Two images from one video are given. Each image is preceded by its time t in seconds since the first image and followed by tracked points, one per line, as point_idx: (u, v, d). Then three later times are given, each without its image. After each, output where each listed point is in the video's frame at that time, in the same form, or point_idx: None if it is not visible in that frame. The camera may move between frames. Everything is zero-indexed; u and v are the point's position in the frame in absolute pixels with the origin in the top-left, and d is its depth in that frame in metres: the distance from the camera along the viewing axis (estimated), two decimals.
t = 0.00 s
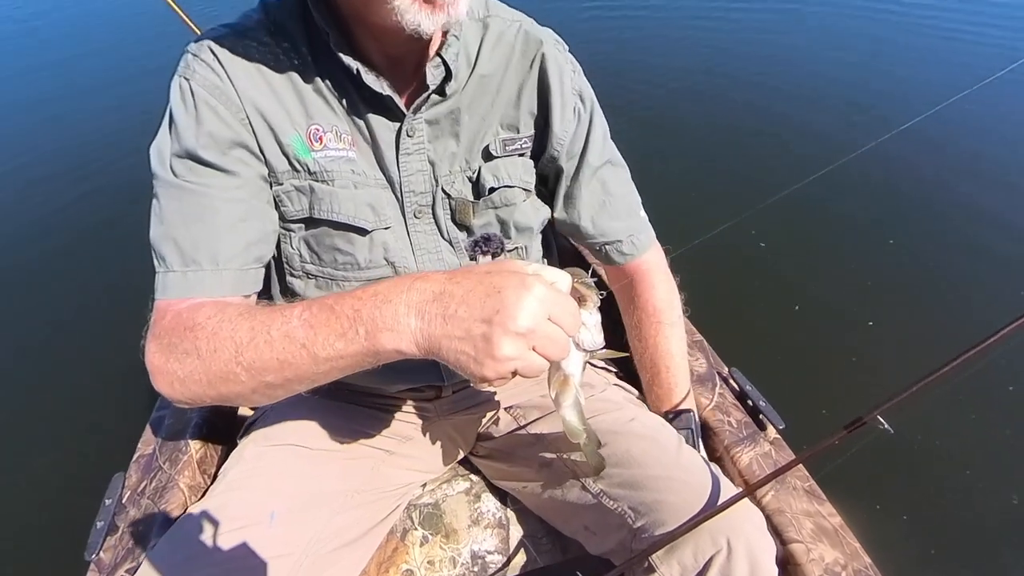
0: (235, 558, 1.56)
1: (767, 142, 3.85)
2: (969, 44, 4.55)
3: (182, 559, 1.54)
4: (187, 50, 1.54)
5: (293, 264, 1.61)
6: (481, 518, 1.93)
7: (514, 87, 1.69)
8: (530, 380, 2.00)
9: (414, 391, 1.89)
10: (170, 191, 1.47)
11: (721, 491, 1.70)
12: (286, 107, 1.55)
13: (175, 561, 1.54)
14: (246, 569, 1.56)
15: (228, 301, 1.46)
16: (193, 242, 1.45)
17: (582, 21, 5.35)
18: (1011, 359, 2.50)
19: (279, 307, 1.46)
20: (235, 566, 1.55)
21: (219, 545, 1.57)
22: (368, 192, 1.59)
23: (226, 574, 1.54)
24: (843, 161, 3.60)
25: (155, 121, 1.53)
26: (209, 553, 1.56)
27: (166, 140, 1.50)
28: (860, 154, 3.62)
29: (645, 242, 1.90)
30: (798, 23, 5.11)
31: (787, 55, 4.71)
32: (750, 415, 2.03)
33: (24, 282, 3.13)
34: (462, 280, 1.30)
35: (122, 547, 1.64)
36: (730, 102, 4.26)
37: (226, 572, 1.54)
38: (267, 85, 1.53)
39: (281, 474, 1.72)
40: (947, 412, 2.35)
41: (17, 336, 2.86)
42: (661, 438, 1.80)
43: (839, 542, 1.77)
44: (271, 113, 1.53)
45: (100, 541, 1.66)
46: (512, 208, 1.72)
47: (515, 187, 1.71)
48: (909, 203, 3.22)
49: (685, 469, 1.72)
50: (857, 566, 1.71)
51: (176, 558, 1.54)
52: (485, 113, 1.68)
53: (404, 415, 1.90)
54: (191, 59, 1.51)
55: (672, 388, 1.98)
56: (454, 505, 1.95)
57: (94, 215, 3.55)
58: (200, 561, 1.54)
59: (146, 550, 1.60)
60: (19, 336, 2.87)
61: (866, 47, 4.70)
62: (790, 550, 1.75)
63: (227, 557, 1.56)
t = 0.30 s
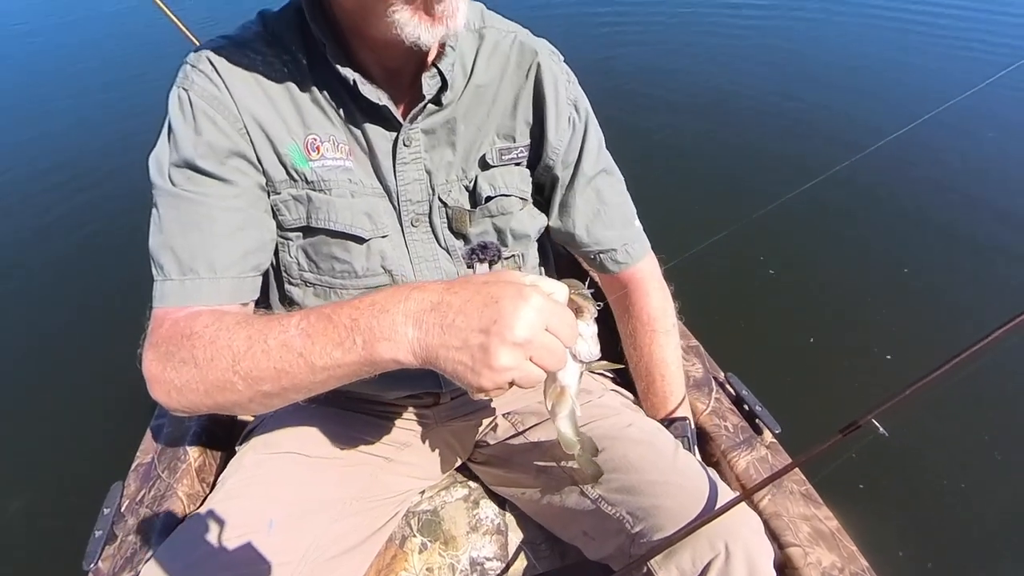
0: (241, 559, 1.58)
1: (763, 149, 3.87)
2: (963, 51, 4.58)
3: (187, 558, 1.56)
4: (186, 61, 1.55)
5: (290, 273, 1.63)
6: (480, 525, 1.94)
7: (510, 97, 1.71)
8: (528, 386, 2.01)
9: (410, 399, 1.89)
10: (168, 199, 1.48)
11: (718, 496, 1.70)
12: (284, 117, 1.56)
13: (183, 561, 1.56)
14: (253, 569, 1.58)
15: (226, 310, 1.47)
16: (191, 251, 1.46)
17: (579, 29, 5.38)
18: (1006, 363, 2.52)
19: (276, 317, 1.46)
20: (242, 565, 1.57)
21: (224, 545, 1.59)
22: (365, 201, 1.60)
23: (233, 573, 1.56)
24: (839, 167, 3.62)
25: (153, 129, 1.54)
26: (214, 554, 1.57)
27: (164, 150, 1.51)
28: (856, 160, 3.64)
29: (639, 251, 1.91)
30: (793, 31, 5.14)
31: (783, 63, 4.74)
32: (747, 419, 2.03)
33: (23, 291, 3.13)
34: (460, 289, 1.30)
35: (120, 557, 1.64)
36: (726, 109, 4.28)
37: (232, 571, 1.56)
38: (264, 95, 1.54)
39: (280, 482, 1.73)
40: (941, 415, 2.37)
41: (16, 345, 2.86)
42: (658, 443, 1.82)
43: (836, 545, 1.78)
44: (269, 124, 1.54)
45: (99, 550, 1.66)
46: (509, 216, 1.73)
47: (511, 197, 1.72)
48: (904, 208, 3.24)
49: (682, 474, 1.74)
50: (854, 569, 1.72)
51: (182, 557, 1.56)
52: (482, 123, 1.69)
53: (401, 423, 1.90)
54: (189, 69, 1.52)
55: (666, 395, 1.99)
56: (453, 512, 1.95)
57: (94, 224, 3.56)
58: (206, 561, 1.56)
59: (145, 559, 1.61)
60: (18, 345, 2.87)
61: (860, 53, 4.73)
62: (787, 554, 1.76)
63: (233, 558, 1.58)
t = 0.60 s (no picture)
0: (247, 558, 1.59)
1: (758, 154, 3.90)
2: (959, 57, 4.62)
3: (195, 560, 1.57)
4: (185, 70, 1.55)
5: (289, 281, 1.63)
6: (479, 531, 1.94)
7: (508, 105, 1.71)
8: (527, 392, 2.01)
9: (408, 406, 1.90)
10: (168, 209, 1.48)
11: (716, 500, 1.71)
12: (284, 125, 1.57)
13: (190, 562, 1.56)
14: (258, 570, 1.59)
15: (228, 318, 1.47)
16: (192, 259, 1.46)
17: (576, 38, 5.41)
18: (1002, 365, 2.54)
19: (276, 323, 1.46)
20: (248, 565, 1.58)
21: (230, 545, 1.60)
22: (365, 209, 1.61)
23: (239, 572, 1.57)
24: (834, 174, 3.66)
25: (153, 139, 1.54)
26: (221, 555, 1.58)
27: (164, 159, 1.51)
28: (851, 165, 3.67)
29: (633, 256, 1.92)
30: (789, 38, 5.18)
31: (779, 71, 4.77)
32: (743, 424, 2.05)
33: (21, 299, 3.13)
34: (462, 295, 1.31)
35: (118, 564, 1.63)
36: (723, 116, 4.31)
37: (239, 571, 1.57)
38: (264, 105, 1.55)
39: (280, 488, 1.73)
40: (935, 418, 2.38)
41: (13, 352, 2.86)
42: (656, 447, 1.82)
43: (832, 548, 1.78)
44: (269, 132, 1.54)
45: (97, 558, 1.66)
46: (507, 223, 1.74)
47: (509, 203, 1.73)
48: (901, 213, 3.26)
49: (680, 478, 1.74)
50: (851, 572, 1.73)
51: (189, 559, 1.57)
52: (480, 130, 1.70)
53: (399, 429, 1.90)
54: (189, 79, 1.53)
55: (662, 399, 2.01)
56: (451, 518, 1.95)
57: (92, 232, 3.56)
58: (213, 561, 1.57)
59: (143, 566, 1.60)
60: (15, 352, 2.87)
61: (856, 61, 4.76)
62: (784, 557, 1.77)
63: (239, 558, 1.58)
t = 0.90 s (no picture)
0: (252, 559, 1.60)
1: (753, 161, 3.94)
2: (955, 64, 4.66)
3: (202, 560, 1.57)
4: (185, 81, 1.56)
5: (288, 289, 1.63)
6: (475, 538, 1.94)
7: (505, 114, 1.72)
8: (524, 399, 2.02)
9: (405, 413, 1.91)
10: (168, 219, 1.49)
11: (713, 505, 1.72)
12: (282, 135, 1.57)
13: (197, 562, 1.57)
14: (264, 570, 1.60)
15: (228, 327, 1.48)
16: (192, 268, 1.47)
17: (572, 46, 5.46)
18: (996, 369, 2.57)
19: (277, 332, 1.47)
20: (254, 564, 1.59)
21: (236, 545, 1.61)
22: (363, 218, 1.62)
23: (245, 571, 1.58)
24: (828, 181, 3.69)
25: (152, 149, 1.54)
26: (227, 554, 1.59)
27: (164, 170, 1.52)
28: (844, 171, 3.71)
29: (628, 264, 1.92)
30: (786, 45, 5.21)
31: (776, 79, 4.81)
32: (737, 429, 2.06)
33: (20, 307, 3.14)
34: (462, 303, 1.32)
35: (113, 573, 1.63)
36: (720, 123, 4.34)
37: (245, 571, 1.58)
38: (263, 114, 1.55)
39: (279, 494, 1.72)
40: (928, 423, 2.41)
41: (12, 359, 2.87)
42: (652, 453, 1.83)
43: (827, 552, 1.79)
44: (268, 142, 1.55)
45: (93, 565, 1.65)
46: (504, 231, 1.74)
47: (506, 212, 1.74)
48: (896, 219, 3.29)
49: (677, 484, 1.75)
50: None
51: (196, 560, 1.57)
52: (477, 140, 1.71)
53: (396, 437, 1.91)
54: (189, 89, 1.53)
55: (657, 406, 2.02)
56: (448, 525, 1.96)
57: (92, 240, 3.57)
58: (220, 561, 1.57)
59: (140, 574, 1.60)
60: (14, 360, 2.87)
61: (853, 68, 4.80)
62: (779, 561, 1.78)
63: (246, 558, 1.59)
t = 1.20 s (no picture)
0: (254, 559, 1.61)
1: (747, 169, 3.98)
2: (946, 73, 4.70)
3: (207, 560, 1.59)
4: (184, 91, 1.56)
5: (285, 297, 1.64)
6: (472, 544, 1.94)
7: (500, 124, 1.74)
8: (521, 405, 2.03)
9: (402, 420, 1.91)
10: (167, 227, 1.49)
11: (708, 510, 1.73)
12: (281, 144, 1.58)
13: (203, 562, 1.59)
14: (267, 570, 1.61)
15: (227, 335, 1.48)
16: (191, 276, 1.47)
17: (567, 55, 5.50)
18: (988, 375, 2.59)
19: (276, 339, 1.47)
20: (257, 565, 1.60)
21: (241, 546, 1.62)
22: (360, 226, 1.63)
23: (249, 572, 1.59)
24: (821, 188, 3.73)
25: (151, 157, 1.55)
26: (231, 555, 1.60)
27: (163, 178, 1.52)
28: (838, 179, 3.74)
29: (622, 271, 1.93)
30: (779, 55, 5.26)
31: (773, 87, 4.85)
32: (731, 434, 2.07)
33: (19, 315, 3.14)
34: (463, 310, 1.33)
35: None
36: (718, 131, 4.38)
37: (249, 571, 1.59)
38: (262, 123, 1.56)
39: (278, 499, 1.73)
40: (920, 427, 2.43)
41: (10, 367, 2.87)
42: (648, 458, 1.84)
43: (821, 557, 1.80)
44: (267, 151, 1.56)
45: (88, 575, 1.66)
46: (499, 239, 1.75)
47: (502, 220, 1.75)
48: (892, 226, 3.31)
49: (673, 488, 1.76)
50: None
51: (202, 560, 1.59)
52: (473, 149, 1.72)
53: (393, 443, 1.92)
54: (188, 99, 1.54)
55: (653, 412, 2.03)
56: (444, 532, 1.96)
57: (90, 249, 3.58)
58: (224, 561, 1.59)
59: None
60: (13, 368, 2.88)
61: (845, 78, 4.85)
62: (774, 565, 1.79)
63: (249, 558, 1.61)
